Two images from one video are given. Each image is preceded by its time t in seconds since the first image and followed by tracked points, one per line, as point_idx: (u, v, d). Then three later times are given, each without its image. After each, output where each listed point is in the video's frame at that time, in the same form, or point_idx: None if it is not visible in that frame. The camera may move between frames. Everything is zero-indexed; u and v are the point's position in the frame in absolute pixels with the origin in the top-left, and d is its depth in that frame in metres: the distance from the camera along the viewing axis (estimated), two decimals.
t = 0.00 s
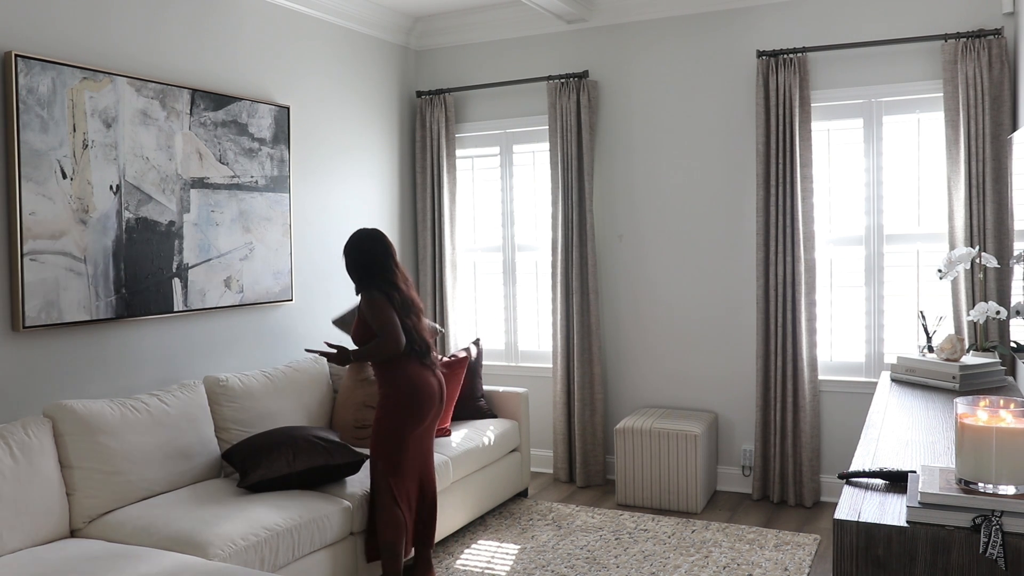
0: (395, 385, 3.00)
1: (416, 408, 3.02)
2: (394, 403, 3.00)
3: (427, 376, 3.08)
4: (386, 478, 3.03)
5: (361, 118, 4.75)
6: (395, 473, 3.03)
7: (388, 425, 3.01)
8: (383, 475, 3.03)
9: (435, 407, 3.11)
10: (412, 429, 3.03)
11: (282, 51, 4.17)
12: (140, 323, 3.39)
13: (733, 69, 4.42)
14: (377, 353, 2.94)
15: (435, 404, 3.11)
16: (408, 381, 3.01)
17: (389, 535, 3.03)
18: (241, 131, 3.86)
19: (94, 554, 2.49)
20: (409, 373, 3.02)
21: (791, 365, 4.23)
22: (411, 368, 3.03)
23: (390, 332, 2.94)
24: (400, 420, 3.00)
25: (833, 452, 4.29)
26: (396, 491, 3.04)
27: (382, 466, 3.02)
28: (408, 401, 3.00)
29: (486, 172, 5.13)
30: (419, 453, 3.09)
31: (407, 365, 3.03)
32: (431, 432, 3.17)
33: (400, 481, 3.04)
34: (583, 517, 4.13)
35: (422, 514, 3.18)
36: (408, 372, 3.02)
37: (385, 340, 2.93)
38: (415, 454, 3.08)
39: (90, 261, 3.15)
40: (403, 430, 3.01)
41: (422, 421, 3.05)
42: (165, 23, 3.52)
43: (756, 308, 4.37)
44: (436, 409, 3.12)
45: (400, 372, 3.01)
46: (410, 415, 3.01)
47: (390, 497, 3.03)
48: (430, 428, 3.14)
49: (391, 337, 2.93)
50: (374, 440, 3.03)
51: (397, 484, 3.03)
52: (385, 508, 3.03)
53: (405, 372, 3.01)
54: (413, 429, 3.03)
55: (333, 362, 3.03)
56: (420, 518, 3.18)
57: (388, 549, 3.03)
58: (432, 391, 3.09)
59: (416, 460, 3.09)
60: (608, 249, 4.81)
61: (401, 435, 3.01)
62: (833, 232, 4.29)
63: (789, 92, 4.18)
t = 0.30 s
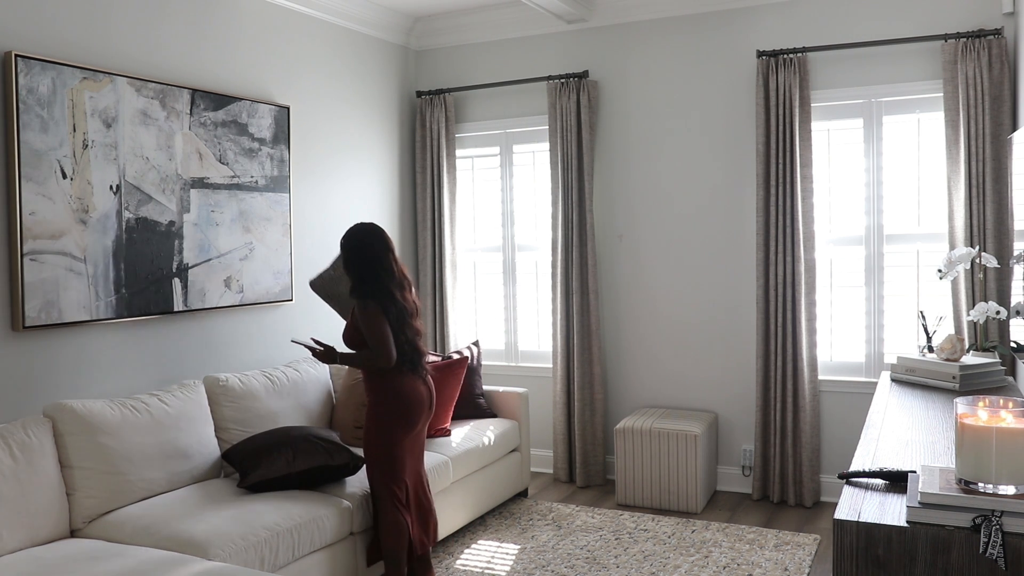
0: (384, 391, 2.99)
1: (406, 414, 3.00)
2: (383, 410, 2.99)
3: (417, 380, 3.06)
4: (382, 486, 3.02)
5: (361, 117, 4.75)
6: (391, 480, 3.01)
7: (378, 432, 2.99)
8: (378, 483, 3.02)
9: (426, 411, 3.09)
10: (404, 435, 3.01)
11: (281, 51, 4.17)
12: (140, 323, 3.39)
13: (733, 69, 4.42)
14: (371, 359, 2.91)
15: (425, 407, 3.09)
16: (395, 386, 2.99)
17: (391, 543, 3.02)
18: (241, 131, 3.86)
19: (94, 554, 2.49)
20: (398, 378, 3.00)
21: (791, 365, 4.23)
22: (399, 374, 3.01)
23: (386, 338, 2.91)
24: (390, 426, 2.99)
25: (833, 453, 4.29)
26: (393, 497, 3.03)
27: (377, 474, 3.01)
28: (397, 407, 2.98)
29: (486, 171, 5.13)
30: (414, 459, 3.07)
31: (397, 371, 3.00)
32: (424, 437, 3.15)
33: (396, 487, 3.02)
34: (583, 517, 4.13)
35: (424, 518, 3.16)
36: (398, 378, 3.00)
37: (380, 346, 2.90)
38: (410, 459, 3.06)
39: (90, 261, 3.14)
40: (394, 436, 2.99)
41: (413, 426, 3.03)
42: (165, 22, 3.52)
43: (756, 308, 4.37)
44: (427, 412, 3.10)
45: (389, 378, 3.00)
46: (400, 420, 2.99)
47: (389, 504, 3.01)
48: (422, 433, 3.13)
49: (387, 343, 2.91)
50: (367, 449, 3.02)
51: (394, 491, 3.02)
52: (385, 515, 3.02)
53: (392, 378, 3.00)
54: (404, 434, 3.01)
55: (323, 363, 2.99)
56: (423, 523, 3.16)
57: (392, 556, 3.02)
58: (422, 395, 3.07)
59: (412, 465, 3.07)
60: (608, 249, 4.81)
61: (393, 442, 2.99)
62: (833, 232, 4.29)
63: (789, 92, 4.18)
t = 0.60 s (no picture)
0: (384, 397, 2.95)
1: (406, 418, 2.98)
2: (382, 416, 2.95)
3: (415, 384, 3.05)
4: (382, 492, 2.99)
5: (362, 117, 4.75)
6: (391, 485, 3.00)
7: (378, 439, 2.96)
8: (378, 490, 2.99)
9: (423, 414, 3.08)
10: (403, 439, 2.99)
11: (282, 52, 4.18)
12: (140, 323, 3.39)
13: (733, 69, 4.42)
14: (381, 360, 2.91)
15: (422, 410, 3.07)
16: (395, 392, 2.96)
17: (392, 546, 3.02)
18: (241, 131, 3.86)
19: (94, 555, 2.49)
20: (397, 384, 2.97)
21: (791, 365, 4.23)
22: (398, 379, 2.97)
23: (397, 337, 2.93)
24: (385, 433, 2.95)
25: (833, 453, 4.29)
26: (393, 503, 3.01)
27: (377, 480, 2.99)
28: (397, 412, 2.96)
29: (486, 171, 5.13)
30: (412, 461, 3.06)
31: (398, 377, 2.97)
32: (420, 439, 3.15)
33: (397, 491, 3.01)
34: (582, 517, 4.14)
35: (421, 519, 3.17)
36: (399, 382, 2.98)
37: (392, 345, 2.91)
38: (409, 462, 3.05)
39: (90, 261, 3.14)
40: (394, 442, 2.97)
41: (412, 430, 3.02)
42: (165, 23, 3.52)
43: (756, 308, 4.37)
44: (423, 415, 3.09)
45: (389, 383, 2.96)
46: (400, 425, 2.97)
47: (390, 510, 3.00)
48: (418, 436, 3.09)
49: (398, 342, 2.92)
50: (365, 455, 2.98)
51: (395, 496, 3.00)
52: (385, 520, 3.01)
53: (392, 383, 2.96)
54: (404, 439, 3.00)
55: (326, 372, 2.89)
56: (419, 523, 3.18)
57: (392, 559, 3.02)
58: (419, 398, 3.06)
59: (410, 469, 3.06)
60: (608, 249, 4.81)
61: (392, 447, 2.97)
62: (833, 232, 4.29)
63: (789, 92, 4.18)
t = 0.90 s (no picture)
0: (390, 399, 2.91)
1: (409, 422, 2.96)
2: (386, 420, 2.93)
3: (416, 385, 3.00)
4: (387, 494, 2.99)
5: (361, 117, 4.75)
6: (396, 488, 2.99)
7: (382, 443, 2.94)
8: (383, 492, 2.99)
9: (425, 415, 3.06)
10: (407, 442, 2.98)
11: (282, 52, 4.18)
12: (140, 323, 3.39)
13: (734, 69, 4.42)
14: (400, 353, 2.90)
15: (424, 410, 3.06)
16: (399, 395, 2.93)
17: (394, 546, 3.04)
18: (241, 131, 3.86)
19: (94, 555, 2.49)
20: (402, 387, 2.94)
21: (791, 365, 4.24)
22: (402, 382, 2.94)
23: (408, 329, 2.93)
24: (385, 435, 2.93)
25: (833, 453, 4.29)
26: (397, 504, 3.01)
27: (381, 483, 2.97)
28: (400, 416, 2.93)
29: (486, 172, 5.13)
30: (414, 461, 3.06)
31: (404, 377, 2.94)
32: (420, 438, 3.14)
33: (401, 494, 3.01)
34: (583, 517, 4.13)
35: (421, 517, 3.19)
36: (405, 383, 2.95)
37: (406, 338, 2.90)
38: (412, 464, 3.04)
39: (90, 261, 3.14)
40: (399, 445, 2.96)
41: (415, 432, 3.00)
42: (165, 23, 3.52)
43: (756, 308, 4.37)
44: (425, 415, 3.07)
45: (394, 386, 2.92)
46: (404, 429, 2.95)
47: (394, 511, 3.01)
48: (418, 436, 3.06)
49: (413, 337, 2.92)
50: (368, 459, 2.96)
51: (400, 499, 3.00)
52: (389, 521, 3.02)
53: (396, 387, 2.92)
54: (408, 442, 2.98)
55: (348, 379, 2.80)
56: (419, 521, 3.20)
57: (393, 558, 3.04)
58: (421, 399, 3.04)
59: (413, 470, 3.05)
60: (608, 249, 4.81)
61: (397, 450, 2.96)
62: (833, 232, 4.29)
63: (789, 92, 4.18)
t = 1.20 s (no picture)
0: (386, 399, 2.88)
1: (407, 422, 2.93)
2: (384, 420, 2.89)
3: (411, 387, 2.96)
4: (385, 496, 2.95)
5: (361, 117, 4.75)
6: (395, 490, 2.95)
7: (381, 444, 2.90)
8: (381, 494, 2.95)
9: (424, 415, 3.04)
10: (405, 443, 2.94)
11: (282, 52, 4.18)
12: (140, 323, 3.39)
13: (734, 69, 4.42)
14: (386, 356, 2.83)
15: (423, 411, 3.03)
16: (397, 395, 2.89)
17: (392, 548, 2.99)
18: (241, 131, 3.86)
19: (94, 555, 2.49)
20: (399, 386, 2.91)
21: (791, 365, 4.23)
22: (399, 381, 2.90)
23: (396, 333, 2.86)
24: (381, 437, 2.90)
25: (833, 452, 4.29)
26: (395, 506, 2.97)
27: (379, 485, 2.94)
28: (399, 415, 2.90)
29: (486, 172, 5.13)
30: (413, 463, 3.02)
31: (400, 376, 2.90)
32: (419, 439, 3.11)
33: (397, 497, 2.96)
34: (583, 517, 4.13)
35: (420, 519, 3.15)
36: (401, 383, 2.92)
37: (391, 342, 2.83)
38: (411, 465, 3.00)
39: (90, 261, 3.14)
40: (397, 445, 2.92)
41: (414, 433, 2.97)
42: (165, 23, 3.52)
43: (756, 308, 4.37)
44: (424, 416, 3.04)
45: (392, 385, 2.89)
46: (402, 429, 2.91)
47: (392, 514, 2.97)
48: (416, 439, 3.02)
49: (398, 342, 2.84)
50: (366, 460, 2.93)
51: (399, 501, 2.96)
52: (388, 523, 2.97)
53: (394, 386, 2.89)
54: (406, 443, 2.95)
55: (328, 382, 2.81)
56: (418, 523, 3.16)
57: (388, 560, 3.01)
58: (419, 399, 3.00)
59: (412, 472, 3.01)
60: (608, 249, 4.81)
61: (395, 451, 2.92)
62: (833, 232, 4.29)
63: (789, 92, 4.18)
